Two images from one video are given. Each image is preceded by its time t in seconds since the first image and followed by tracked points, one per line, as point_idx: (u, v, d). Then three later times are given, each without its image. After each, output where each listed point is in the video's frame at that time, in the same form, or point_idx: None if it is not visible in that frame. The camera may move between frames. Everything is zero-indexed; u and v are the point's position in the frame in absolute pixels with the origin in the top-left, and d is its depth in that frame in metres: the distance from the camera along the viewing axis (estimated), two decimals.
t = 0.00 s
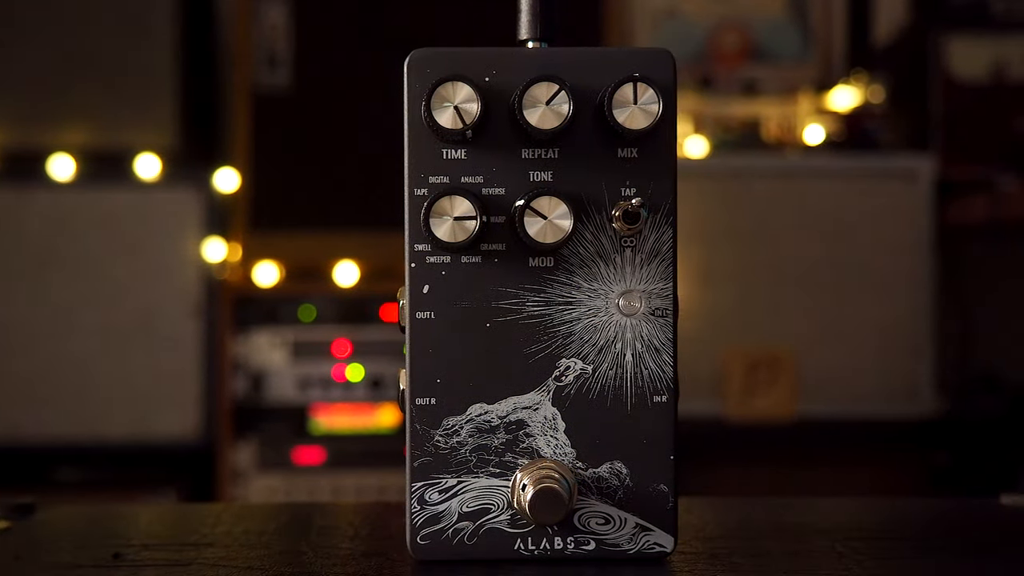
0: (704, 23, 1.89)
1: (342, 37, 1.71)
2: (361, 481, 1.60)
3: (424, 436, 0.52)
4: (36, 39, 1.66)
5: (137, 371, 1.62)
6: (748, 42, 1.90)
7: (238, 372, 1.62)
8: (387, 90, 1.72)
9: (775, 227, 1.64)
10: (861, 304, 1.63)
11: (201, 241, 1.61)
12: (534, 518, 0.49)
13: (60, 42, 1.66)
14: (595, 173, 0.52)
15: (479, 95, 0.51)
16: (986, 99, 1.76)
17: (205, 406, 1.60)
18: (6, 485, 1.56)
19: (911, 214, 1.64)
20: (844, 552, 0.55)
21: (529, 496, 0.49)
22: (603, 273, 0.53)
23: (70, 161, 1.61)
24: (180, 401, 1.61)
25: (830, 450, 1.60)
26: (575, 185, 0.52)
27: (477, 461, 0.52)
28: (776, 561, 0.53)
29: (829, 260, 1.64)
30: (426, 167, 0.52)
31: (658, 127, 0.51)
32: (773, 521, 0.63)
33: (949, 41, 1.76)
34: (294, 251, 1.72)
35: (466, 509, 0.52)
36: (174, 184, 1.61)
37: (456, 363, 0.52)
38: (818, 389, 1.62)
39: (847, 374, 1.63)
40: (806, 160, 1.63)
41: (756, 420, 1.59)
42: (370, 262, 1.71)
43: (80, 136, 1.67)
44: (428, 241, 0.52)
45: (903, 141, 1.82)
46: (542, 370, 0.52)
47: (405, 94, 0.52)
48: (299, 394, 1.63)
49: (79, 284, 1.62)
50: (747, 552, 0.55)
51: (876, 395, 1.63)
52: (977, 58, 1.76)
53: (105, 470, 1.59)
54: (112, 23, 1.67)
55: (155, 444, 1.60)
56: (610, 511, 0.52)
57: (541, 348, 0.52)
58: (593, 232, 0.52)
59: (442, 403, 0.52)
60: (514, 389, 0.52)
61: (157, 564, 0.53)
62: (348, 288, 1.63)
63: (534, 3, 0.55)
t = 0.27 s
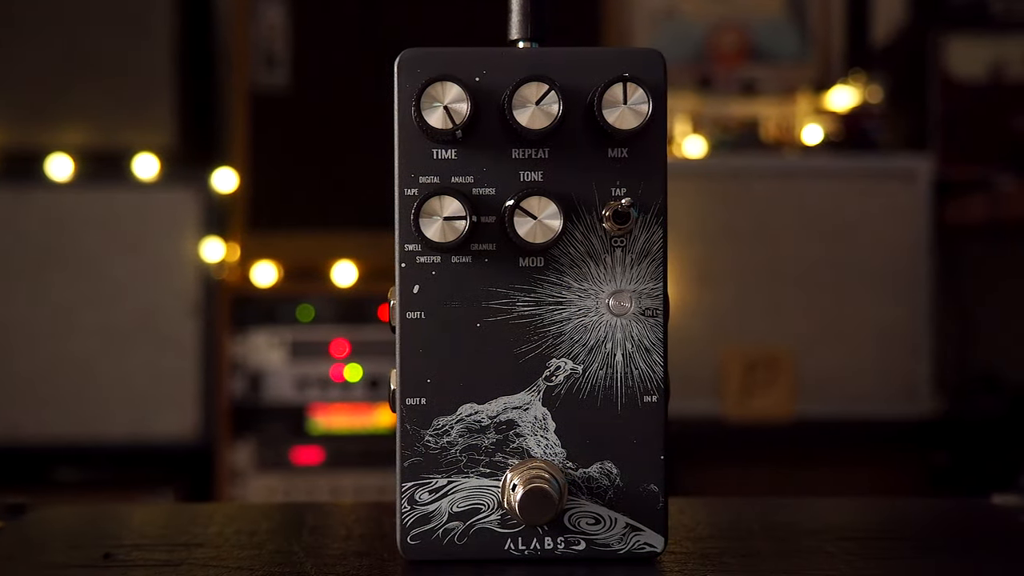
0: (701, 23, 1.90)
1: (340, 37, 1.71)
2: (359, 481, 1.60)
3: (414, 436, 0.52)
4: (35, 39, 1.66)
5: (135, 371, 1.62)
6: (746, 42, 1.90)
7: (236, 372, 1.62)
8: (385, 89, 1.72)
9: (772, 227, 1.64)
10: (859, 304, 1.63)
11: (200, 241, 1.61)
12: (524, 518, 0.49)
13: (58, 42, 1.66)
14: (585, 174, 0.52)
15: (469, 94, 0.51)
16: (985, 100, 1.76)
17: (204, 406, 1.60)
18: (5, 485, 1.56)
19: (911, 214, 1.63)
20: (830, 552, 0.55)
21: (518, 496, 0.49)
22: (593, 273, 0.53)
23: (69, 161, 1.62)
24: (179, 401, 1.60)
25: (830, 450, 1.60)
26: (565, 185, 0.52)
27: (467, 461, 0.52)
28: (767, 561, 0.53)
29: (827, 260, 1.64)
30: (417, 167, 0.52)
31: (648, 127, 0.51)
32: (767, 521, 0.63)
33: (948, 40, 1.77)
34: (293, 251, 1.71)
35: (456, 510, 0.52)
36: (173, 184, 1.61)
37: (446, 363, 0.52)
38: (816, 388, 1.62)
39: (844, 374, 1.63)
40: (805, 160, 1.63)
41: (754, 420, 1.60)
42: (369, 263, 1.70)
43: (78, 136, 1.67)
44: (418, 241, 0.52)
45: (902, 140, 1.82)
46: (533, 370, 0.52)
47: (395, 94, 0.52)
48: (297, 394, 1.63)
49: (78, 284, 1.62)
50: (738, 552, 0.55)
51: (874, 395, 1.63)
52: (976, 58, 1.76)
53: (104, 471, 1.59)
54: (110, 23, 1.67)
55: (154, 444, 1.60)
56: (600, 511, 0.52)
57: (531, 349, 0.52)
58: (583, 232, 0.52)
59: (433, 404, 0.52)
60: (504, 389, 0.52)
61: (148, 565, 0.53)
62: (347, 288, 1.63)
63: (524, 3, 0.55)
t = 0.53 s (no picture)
0: (699, 23, 1.91)
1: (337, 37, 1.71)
2: (358, 482, 1.60)
3: (404, 436, 0.52)
4: (32, 39, 1.66)
5: (133, 371, 1.62)
6: (744, 42, 1.90)
7: (235, 372, 1.62)
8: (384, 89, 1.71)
9: (770, 227, 1.64)
10: (857, 303, 1.63)
11: (198, 241, 1.61)
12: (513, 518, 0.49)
13: (56, 42, 1.66)
14: (574, 173, 0.52)
15: (458, 95, 0.51)
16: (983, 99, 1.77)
17: (202, 406, 1.60)
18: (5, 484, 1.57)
19: (909, 214, 1.63)
20: (819, 553, 0.55)
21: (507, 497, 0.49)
22: (582, 273, 0.53)
23: (66, 161, 1.61)
24: (177, 401, 1.61)
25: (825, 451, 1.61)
26: (554, 185, 0.52)
27: (456, 461, 0.52)
28: (757, 562, 0.52)
29: (825, 260, 1.63)
30: (406, 167, 0.52)
31: (637, 127, 0.51)
32: (759, 520, 0.63)
33: (946, 39, 1.76)
34: (292, 250, 1.70)
35: (445, 510, 0.52)
36: (170, 184, 1.60)
37: (436, 363, 0.52)
38: (814, 388, 1.63)
39: (842, 374, 1.63)
40: (803, 161, 1.63)
41: (752, 422, 1.61)
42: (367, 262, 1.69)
43: (76, 136, 1.68)
44: (408, 241, 0.52)
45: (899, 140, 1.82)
46: (522, 370, 0.52)
47: (385, 94, 0.52)
48: (295, 394, 1.63)
49: (76, 284, 1.62)
50: (729, 552, 0.55)
51: (872, 395, 1.63)
52: (973, 59, 1.76)
53: (103, 470, 1.60)
54: (107, 23, 1.67)
55: (153, 444, 1.60)
56: (590, 511, 0.52)
57: (521, 349, 0.52)
58: (573, 232, 0.52)
59: (422, 403, 0.52)
60: (494, 389, 0.52)
61: (137, 564, 0.53)
62: (345, 288, 1.62)
63: (514, 3, 0.55)
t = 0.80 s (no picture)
0: (699, 23, 1.91)
1: (336, 37, 1.71)
2: (355, 482, 1.60)
3: (393, 436, 0.52)
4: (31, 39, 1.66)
5: (130, 371, 1.61)
6: (744, 43, 1.90)
7: (233, 372, 1.62)
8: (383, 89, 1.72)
9: (768, 226, 1.64)
10: (855, 303, 1.62)
11: (195, 241, 1.61)
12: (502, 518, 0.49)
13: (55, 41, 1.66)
14: (564, 173, 0.52)
15: (446, 95, 0.51)
16: (983, 99, 1.76)
17: (199, 406, 1.60)
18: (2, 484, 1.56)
19: (907, 214, 1.63)
20: (811, 553, 0.55)
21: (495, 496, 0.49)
22: (572, 273, 0.53)
23: (64, 161, 1.62)
24: (174, 401, 1.61)
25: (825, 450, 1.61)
26: (543, 184, 0.52)
27: (445, 461, 0.52)
28: (747, 562, 0.52)
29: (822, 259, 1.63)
30: (396, 167, 0.52)
31: (626, 126, 0.51)
32: (754, 521, 0.63)
33: (944, 39, 1.77)
34: (289, 252, 1.71)
35: (435, 510, 0.52)
36: (168, 184, 1.61)
37: (425, 363, 0.52)
38: (812, 388, 1.63)
39: (840, 373, 1.63)
40: (801, 160, 1.63)
41: (750, 422, 1.61)
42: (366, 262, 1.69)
43: (75, 136, 1.67)
44: (397, 241, 0.52)
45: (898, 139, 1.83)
46: (511, 370, 0.52)
47: (374, 94, 0.52)
48: (293, 394, 1.63)
49: (73, 284, 1.62)
50: (720, 552, 0.55)
51: (869, 395, 1.63)
52: (972, 59, 1.76)
53: (102, 470, 1.59)
54: (106, 23, 1.67)
55: (150, 444, 1.60)
56: (579, 511, 0.52)
57: (510, 349, 0.52)
58: (562, 232, 0.52)
59: (411, 404, 0.52)
60: (483, 389, 0.52)
61: (125, 564, 0.53)
62: (344, 288, 1.63)
63: (504, 3, 0.55)
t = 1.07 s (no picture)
0: (697, 23, 1.94)
1: (333, 37, 1.71)
2: (352, 482, 1.60)
3: (382, 436, 0.52)
4: (28, 39, 1.66)
5: (128, 371, 1.61)
6: (742, 42, 1.92)
7: (231, 372, 1.63)
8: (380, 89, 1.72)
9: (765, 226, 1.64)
10: (852, 303, 1.62)
11: (194, 241, 1.61)
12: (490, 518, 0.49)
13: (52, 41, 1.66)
14: (552, 174, 0.52)
15: (435, 95, 0.51)
16: (983, 100, 1.75)
17: (198, 406, 1.60)
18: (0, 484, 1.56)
19: (905, 214, 1.63)
20: (800, 553, 0.55)
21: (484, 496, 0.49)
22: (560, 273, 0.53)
23: (63, 161, 1.61)
24: (173, 401, 1.60)
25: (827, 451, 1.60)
26: (532, 185, 0.52)
27: (434, 461, 0.52)
28: (735, 562, 0.52)
29: (819, 259, 1.63)
30: (384, 167, 0.52)
31: (615, 126, 0.51)
32: (747, 520, 0.63)
33: (942, 40, 1.76)
34: (286, 252, 1.72)
35: (423, 510, 0.52)
36: (166, 184, 1.60)
37: (413, 363, 0.52)
38: (810, 388, 1.62)
39: (838, 373, 1.62)
40: (799, 160, 1.63)
41: (749, 420, 1.60)
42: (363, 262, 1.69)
43: (73, 136, 1.67)
44: (386, 241, 0.52)
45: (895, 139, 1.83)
46: (500, 370, 0.52)
47: (363, 94, 0.52)
48: (291, 394, 1.64)
49: (71, 284, 1.61)
50: (709, 552, 0.55)
51: (868, 394, 1.63)
52: (970, 59, 1.76)
53: (100, 470, 1.59)
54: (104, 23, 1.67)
55: (150, 444, 1.60)
56: (568, 511, 0.52)
57: (499, 348, 0.52)
58: (551, 232, 0.52)
59: (400, 404, 0.52)
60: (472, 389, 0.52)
61: (113, 564, 0.53)
62: (342, 288, 1.63)
63: (493, 4, 0.55)
